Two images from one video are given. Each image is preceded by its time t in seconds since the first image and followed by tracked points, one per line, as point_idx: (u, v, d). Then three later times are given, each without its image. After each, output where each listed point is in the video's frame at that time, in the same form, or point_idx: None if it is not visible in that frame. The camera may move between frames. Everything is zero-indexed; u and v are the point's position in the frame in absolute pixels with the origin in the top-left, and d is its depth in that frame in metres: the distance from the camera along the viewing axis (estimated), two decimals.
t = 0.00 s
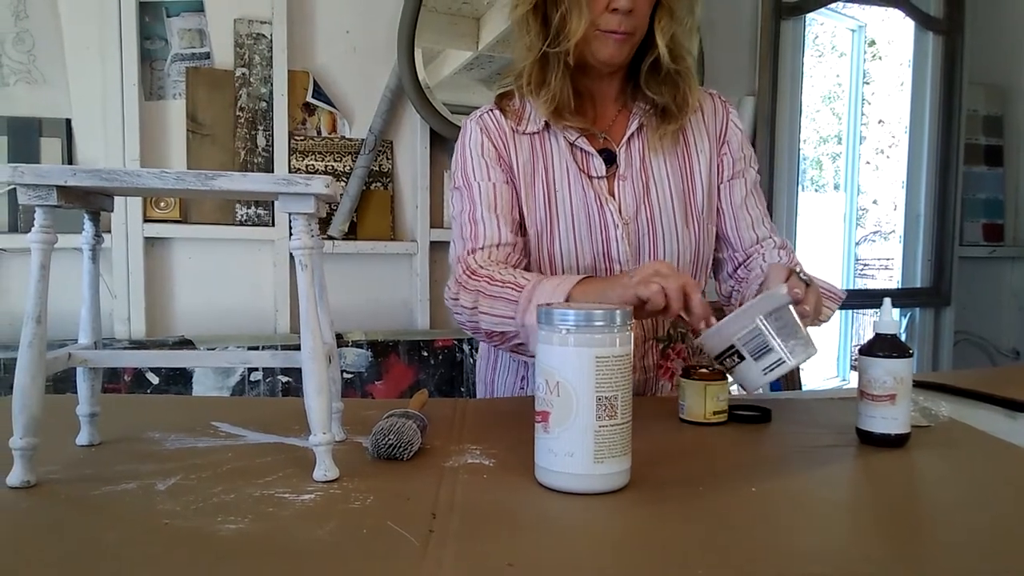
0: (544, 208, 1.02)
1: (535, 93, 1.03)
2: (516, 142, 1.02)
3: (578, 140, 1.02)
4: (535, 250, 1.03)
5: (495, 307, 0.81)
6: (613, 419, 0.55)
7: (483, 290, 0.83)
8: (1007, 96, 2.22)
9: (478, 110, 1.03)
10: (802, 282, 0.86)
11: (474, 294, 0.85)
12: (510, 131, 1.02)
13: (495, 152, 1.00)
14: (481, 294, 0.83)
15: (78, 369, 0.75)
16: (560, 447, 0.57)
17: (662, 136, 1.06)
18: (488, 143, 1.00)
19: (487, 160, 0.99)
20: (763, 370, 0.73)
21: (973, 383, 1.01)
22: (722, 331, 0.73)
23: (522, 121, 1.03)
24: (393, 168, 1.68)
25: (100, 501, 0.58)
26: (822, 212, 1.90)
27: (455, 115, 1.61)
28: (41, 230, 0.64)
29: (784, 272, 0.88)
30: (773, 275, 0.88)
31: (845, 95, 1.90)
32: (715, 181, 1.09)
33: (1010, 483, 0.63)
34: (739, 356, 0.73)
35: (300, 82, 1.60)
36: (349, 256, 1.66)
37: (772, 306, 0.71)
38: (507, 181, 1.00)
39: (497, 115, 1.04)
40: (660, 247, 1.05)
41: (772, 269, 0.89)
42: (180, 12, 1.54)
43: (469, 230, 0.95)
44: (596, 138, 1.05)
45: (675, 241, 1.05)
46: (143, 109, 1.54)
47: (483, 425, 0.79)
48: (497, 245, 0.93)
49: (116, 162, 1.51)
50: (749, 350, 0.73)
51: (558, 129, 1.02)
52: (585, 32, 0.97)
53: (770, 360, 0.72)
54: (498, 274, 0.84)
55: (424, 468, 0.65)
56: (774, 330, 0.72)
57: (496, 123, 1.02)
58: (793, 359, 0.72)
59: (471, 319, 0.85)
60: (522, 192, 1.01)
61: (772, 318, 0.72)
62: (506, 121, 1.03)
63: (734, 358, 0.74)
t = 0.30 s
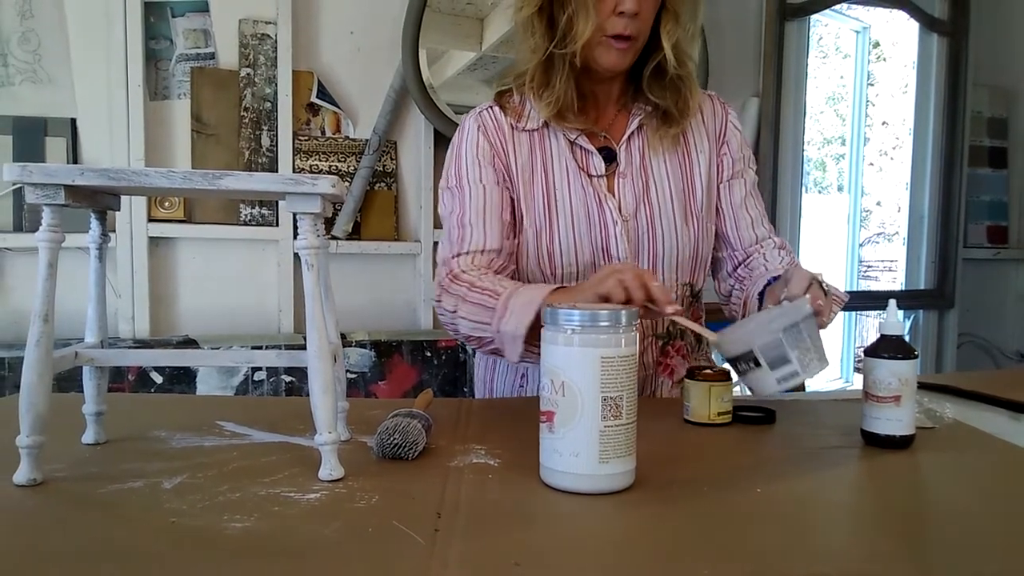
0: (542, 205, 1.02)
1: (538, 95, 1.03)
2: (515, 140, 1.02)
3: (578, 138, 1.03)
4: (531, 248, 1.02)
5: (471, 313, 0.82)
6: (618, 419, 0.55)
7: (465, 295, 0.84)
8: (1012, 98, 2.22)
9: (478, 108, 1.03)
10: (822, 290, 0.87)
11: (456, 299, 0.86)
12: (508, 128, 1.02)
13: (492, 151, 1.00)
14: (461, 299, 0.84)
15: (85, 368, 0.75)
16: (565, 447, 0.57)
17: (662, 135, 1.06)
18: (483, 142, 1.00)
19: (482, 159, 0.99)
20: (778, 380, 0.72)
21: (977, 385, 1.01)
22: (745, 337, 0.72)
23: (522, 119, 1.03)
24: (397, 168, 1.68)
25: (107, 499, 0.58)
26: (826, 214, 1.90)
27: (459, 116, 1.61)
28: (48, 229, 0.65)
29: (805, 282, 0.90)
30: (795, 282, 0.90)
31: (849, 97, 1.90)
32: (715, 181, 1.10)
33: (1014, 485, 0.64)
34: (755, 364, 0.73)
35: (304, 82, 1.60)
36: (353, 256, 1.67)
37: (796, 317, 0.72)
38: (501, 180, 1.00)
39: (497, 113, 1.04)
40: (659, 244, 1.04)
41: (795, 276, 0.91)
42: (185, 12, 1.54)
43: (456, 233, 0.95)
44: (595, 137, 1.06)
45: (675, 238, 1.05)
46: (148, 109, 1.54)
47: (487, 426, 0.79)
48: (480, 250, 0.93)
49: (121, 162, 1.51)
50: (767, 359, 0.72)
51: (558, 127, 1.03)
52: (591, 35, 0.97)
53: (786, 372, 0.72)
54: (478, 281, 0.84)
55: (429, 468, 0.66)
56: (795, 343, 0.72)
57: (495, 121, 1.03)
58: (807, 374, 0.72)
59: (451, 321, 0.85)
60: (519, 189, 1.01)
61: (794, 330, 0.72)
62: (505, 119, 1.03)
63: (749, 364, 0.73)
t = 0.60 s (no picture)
0: (535, 205, 1.02)
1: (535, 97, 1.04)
2: (509, 141, 1.02)
3: (571, 140, 1.03)
4: (523, 247, 1.03)
5: (461, 319, 0.81)
6: (621, 421, 0.56)
7: (454, 302, 0.83)
8: (1015, 101, 2.22)
9: (473, 109, 1.03)
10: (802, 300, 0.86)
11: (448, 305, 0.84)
12: (502, 130, 1.03)
13: (485, 152, 1.00)
14: (451, 306, 0.83)
15: (90, 369, 0.76)
16: (568, 448, 0.57)
17: (655, 137, 1.06)
18: (475, 144, 1.00)
19: (475, 160, 0.99)
20: (766, 390, 0.76)
21: (980, 388, 1.01)
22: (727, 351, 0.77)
23: (516, 120, 1.04)
24: (400, 171, 1.68)
25: (112, 500, 0.59)
26: (828, 217, 1.90)
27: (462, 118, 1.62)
28: (55, 231, 0.65)
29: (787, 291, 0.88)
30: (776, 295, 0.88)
31: (852, 99, 1.90)
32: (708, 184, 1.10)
33: (1017, 488, 0.64)
34: (743, 375, 0.77)
35: (308, 84, 1.61)
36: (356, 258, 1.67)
37: (775, 330, 0.72)
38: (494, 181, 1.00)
39: (491, 114, 1.04)
40: (650, 244, 1.05)
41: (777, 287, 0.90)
42: (189, 15, 1.55)
43: (448, 238, 0.95)
44: (590, 138, 1.06)
45: (666, 239, 1.05)
46: (152, 111, 1.55)
47: (491, 427, 0.80)
48: (472, 254, 0.93)
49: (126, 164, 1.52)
50: (753, 371, 0.76)
51: (551, 130, 1.03)
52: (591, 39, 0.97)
53: (773, 381, 0.75)
54: (469, 287, 0.83)
55: (433, 469, 0.66)
56: (778, 353, 0.74)
57: (489, 122, 1.03)
58: (794, 382, 0.75)
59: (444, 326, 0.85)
60: (511, 190, 1.02)
61: (775, 341, 0.73)
62: (499, 120, 1.03)
63: (740, 376, 0.78)
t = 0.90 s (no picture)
0: (533, 207, 1.02)
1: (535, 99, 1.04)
2: (507, 144, 1.02)
3: (569, 142, 1.03)
4: (521, 249, 1.03)
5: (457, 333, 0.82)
6: (628, 421, 0.56)
7: (452, 315, 0.84)
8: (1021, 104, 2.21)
9: (472, 113, 1.04)
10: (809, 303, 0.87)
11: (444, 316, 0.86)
12: (501, 134, 1.03)
13: (484, 155, 1.01)
14: (448, 319, 0.84)
15: (99, 368, 0.76)
16: (575, 449, 0.57)
17: (653, 139, 1.06)
18: (474, 148, 1.00)
19: (474, 163, 0.99)
20: (774, 388, 0.76)
21: (987, 390, 1.01)
22: (736, 348, 0.76)
23: (515, 123, 1.04)
24: (406, 172, 1.68)
25: (121, 499, 0.59)
26: (833, 219, 1.90)
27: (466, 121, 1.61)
28: (65, 231, 0.65)
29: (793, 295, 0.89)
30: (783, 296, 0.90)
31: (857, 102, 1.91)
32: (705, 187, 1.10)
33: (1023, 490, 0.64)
34: (751, 372, 0.77)
35: (314, 86, 1.62)
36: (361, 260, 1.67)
37: (783, 328, 0.73)
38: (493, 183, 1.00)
39: (489, 118, 1.04)
40: (648, 244, 1.05)
41: (783, 288, 0.91)
42: (196, 17, 1.56)
43: (449, 243, 0.96)
44: (587, 141, 1.06)
45: (663, 240, 1.05)
46: (160, 113, 1.56)
47: (497, 429, 0.80)
48: (466, 260, 0.94)
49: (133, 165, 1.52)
50: (761, 368, 0.76)
51: (549, 133, 1.03)
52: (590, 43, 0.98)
53: (781, 379, 0.75)
54: (463, 295, 0.84)
55: (440, 469, 0.66)
56: (787, 351, 0.74)
57: (487, 126, 1.03)
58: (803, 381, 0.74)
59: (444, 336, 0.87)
60: (510, 192, 1.02)
61: (784, 340, 0.73)
62: (497, 124, 1.03)
63: (748, 373, 0.77)
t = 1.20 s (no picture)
0: (529, 207, 1.02)
1: (530, 99, 1.04)
2: (504, 147, 1.03)
3: (565, 144, 1.03)
4: (518, 249, 1.02)
5: (477, 337, 0.83)
6: (631, 422, 0.56)
7: (468, 319, 0.85)
8: None
9: (471, 117, 1.04)
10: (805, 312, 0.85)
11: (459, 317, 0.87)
12: (498, 136, 1.03)
13: (481, 157, 1.01)
14: (466, 322, 0.85)
15: (104, 368, 0.76)
16: (579, 449, 0.58)
17: (648, 140, 1.06)
18: (471, 150, 1.00)
19: (472, 166, 0.99)
20: (759, 396, 0.75)
21: (990, 393, 1.01)
22: (728, 353, 0.74)
23: (511, 126, 1.04)
24: (409, 173, 1.69)
25: (126, 498, 0.59)
26: (837, 221, 1.90)
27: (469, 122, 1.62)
28: (71, 231, 0.66)
29: (790, 300, 0.87)
30: (780, 298, 0.87)
31: (860, 105, 1.91)
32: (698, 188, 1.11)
33: None
34: (738, 378, 0.75)
35: (318, 87, 1.62)
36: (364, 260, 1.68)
37: (779, 338, 0.72)
38: (491, 185, 1.00)
39: (487, 122, 1.04)
40: (643, 244, 1.05)
41: (781, 291, 0.88)
42: (201, 18, 1.56)
43: (450, 245, 0.96)
44: (583, 143, 1.06)
45: (658, 239, 1.05)
46: (164, 114, 1.56)
47: (500, 429, 0.80)
48: (475, 261, 0.94)
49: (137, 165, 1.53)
50: (749, 375, 0.74)
51: (545, 134, 1.03)
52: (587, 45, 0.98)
53: (766, 389, 0.74)
54: (480, 302, 0.85)
55: (443, 469, 0.66)
56: (778, 362, 0.73)
57: (484, 128, 1.03)
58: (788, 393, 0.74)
59: (457, 337, 0.88)
60: (507, 193, 1.02)
61: (778, 350, 0.73)
62: (495, 127, 1.03)
63: (734, 378, 0.76)
